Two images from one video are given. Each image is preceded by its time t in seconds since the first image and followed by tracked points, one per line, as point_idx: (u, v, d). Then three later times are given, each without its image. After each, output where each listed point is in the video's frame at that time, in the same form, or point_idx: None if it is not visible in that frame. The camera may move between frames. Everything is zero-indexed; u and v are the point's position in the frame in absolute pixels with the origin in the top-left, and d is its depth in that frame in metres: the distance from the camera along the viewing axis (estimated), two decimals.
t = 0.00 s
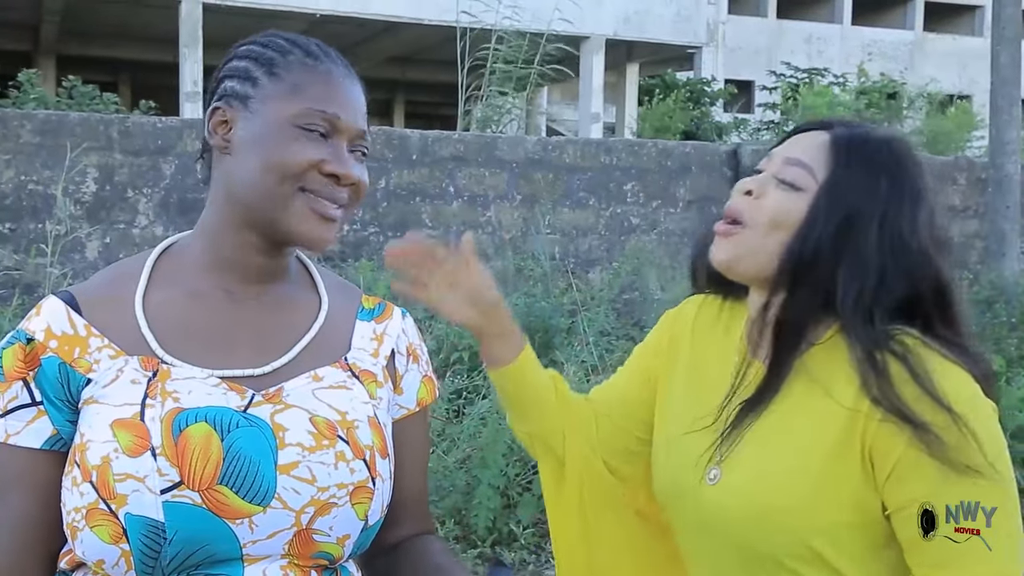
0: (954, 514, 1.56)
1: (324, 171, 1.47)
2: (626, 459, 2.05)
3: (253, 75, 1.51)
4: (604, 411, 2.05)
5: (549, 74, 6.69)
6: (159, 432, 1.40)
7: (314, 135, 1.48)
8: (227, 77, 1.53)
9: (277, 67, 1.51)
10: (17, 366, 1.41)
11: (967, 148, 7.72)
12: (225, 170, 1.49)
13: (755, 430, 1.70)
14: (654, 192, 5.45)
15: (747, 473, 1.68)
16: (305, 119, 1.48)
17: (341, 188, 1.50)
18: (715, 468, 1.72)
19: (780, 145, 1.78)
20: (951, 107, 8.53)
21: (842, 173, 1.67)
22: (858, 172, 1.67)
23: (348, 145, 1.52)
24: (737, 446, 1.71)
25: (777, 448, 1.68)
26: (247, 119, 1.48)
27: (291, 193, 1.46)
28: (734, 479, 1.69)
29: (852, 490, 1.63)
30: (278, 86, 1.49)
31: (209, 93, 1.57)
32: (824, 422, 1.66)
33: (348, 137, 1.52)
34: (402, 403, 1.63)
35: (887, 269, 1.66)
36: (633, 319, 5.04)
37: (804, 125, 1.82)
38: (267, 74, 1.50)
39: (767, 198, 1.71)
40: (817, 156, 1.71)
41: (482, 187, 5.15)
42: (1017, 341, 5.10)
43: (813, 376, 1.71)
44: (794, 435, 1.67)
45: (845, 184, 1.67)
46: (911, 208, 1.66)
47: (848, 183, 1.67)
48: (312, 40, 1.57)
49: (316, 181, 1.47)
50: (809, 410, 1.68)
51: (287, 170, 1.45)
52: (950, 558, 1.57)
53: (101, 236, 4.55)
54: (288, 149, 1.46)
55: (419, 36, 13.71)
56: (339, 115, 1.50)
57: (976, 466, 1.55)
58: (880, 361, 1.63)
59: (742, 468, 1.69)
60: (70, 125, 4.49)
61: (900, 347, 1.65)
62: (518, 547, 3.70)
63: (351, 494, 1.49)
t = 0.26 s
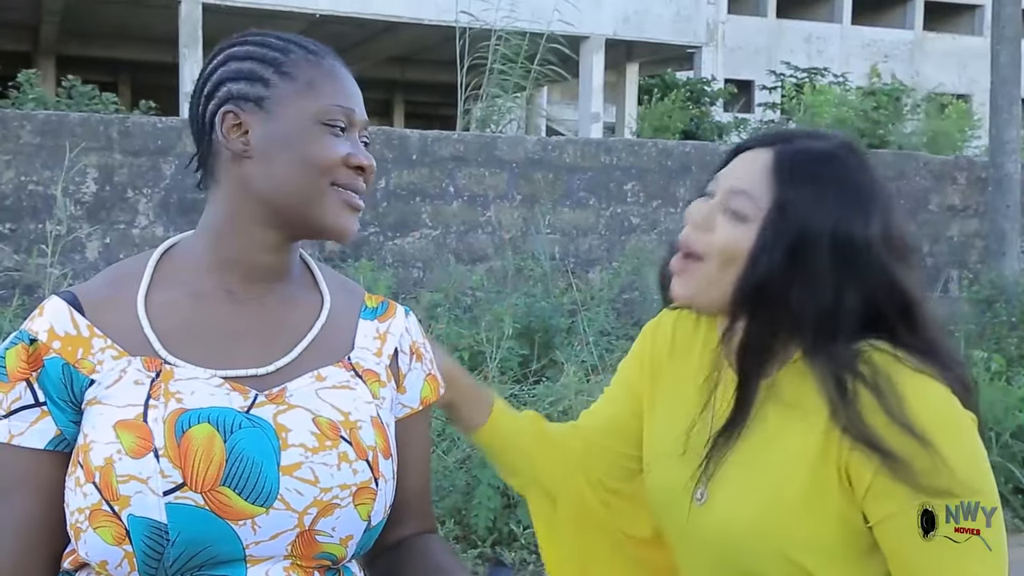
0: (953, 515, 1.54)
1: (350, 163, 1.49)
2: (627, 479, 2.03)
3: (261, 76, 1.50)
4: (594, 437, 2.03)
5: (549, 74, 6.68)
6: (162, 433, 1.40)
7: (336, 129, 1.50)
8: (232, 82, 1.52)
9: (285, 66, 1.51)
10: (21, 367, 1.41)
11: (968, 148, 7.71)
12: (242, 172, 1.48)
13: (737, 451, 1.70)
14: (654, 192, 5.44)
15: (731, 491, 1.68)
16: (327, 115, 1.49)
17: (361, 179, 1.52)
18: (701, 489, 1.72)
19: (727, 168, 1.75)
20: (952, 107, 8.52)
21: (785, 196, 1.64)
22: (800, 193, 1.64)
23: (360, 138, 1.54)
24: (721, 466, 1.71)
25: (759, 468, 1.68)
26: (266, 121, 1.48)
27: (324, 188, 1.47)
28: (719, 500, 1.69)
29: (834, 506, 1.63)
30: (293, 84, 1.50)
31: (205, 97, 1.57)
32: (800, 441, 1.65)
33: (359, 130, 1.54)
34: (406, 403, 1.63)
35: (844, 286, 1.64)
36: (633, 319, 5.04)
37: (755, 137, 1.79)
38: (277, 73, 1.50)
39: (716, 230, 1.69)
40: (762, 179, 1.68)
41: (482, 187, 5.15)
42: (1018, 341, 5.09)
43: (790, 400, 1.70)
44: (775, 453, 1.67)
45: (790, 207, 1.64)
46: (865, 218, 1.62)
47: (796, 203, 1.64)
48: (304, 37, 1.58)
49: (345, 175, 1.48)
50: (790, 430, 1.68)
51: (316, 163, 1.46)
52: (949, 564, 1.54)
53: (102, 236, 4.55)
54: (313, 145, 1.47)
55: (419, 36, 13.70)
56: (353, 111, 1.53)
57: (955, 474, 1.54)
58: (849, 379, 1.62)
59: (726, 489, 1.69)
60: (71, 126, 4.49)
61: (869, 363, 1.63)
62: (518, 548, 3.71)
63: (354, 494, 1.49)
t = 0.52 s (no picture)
0: (955, 514, 1.48)
1: (318, 163, 1.47)
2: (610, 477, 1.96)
3: (268, 70, 1.51)
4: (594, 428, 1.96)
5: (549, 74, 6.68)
6: (162, 432, 1.40)
7: (311, 122, 1.48)
8: (251, 70, 1.53)
9: (293, 62, 1.52)
10: (21, 369, 1.41)
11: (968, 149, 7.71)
12: (228, 161, 1.49)
13: (735, 432, 1.66)
14: (655, 193, 5.43)
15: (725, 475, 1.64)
16: (312, 112, 1.48)
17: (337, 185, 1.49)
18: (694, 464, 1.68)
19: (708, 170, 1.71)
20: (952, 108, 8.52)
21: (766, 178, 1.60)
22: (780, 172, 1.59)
23: (348, 143, 1.51)
24: (716, 446, 1.67)
25: (754, 452, 1.63)
26: (255, 107, 1.49)
27: (281, 179, 1.46)
28: (712, 483, 1.65)
29: (830, 494, 1.58)
30: (289, 80, 1.50)
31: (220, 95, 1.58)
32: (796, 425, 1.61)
33: (351, 135, 1.51)
34: (406, 399, 1.63)
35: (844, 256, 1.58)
36: (633, 319, 5.04)
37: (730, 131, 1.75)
38: (281, 68, 1.51)
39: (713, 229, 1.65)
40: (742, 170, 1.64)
41: (482, 187, 5.15)
42: (1018, 341, 5.09)
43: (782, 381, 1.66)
44: (771, 436, 1.63)
45: (774, 186, 1.59)
46: (850, 181, 1.57)
47: (772, 188, 1.59)
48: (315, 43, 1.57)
49: (308, 172, 1.46)
50: (786, 411, 1.63)
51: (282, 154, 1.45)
52: (950, 561, 1.50)
53: (102, 236, 4.55)
54: (284, 135, 1.46)
55: (419, 36, 13.71)
56: (344, 113, 1.50)
57: (953, 469, 1.47)
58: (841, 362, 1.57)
59: (722, 470, 1.65)
60: (71, 126, 4.50)
61: (864, 344, 1.58)
62: (518, 547, 3.71)
63: (356, 491, 1.49)
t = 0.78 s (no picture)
0: (954, 514, 1.44)
1: (335, 187, 1.45)
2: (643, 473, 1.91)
3: (281, 81, 1.49)
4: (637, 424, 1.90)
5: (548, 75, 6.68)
6: (169, 429, 1.40)
7: (326, 145, 1.45)
8: (254, 80, 1.52)
9: (307, 77, 1.49)
10: (30, 366, 1.42)
11: (969, 148, 7.72)
12: (238, 171, 1.48)
13: (748, 410, 1.64)
14: (656, 193, 5.44)
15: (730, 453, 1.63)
16: (324, 133, 1.46)
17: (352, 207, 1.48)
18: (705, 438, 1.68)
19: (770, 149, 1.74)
20: (952, 107, 8.52)
21: (838, 154, 1.63)
22: (853, 152, 1.63)
23: (364, 163, 1.49)
24: (728, 422, 1.66)
25: (761, 432, 1.62)
26: (269, 122, 1.47)
27: (299, 204, 1.44)
28: (724, 455, 1.64)
29: (832, 479, 1.55)
30: (304, 97, 1.47)
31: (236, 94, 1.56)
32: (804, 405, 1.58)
33: (367, 155, 1.49)
34: (412, 404, 1.63)
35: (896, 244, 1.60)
36: (634, 319, 5.04)
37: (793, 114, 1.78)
38: (295, 81, 1.48)
39: (774, 198, 1.67)
40: (805, 149, 1.67)
41: (484, 187, 5.15)
42: (1019, 341, 5.09)
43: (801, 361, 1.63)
44: (780, 418, 1.60)
45: (844, 165, 1.62)
46: (917, 178, 1.62)
47: (841, 165, 1.62)
48: (335, 50, 1.55)
49: (323, 196, 1.45)
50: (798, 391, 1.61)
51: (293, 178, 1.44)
52: (949, 559, 1.47)
53: (103, 237, 4.55)
54: (296, 156, 1.44)
55: (419, 37, 13.71)
56: (359, 134, 1.47)
57: (954, 464, 1.44)
58: (860, 346, 1.54)
59: (732, 448, 1.63)
60: (72, 127, 4.50)
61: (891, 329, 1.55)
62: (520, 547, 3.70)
63: (361, 492, 1.50)
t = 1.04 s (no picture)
0: (954, 514, 1.43)
1: (332, 181, 1.47)
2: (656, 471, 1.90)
3: (257, 85, 1.50)
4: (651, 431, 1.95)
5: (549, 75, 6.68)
6: (179, 429, 1.41)
7: (317, 140, 1.47)
8: (232, 84, 1.53)
9: (282, 76, 1.50)
10: (43, 363, 1.42)
11: (969, 148, 7.72)
12: (235, 180, 1.50)
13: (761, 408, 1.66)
14: (656, 193, 5.44)
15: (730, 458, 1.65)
16: (309, 131, 1.47)
17: (351, 196, 1.50)
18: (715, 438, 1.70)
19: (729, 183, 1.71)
20: (953, 106, 8.52)
21: (791, 184, 1.59)
22: (804, 177, 1.58)
23: (358, 150, 1.51)
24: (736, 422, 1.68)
25: (762, 439, 1.63)
26: (255, 130, 1.48)
27: (300, 206, 1.47)
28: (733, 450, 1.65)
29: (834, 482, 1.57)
30: (283, 98, 1.49)
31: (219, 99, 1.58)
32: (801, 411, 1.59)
33: (356, 142, 1.51)
34: (422, 409, 1.63)
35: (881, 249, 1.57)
36: (634, 319, 5.04)
37: (739, 133, 1.74)
38: (271, 84, 1.50)
39: (750, 244, 1.64)
40: (762, 182, 1.63)
41: (484, 187, 5.15)
42: (1019, 340, 5.09)
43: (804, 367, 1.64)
44: (779, 425, 1.62)
45: (802, 191, 1.58)
46: (875, 173, 1.57)
47: (796, 195, 1.59)
48: (309, 40, 1.56)
49: (324, 193, 1.47)
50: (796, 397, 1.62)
51: (290, 182, 1.46)
52: (949, 559, 1.45)
53: (103, 237, 4.55)
54: (288, 160, 1.46)
55: (420, 37, 13.70)
56: (345, 124, 1.49)
57: (949, 463, 1.43)
58: (855, 354, 1.55)
59: (743, 443, 1.65)
60: (72, 127, 4.49)
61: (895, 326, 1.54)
62: (520, 548, 3.70)
63: (368, 496, 1.49)
